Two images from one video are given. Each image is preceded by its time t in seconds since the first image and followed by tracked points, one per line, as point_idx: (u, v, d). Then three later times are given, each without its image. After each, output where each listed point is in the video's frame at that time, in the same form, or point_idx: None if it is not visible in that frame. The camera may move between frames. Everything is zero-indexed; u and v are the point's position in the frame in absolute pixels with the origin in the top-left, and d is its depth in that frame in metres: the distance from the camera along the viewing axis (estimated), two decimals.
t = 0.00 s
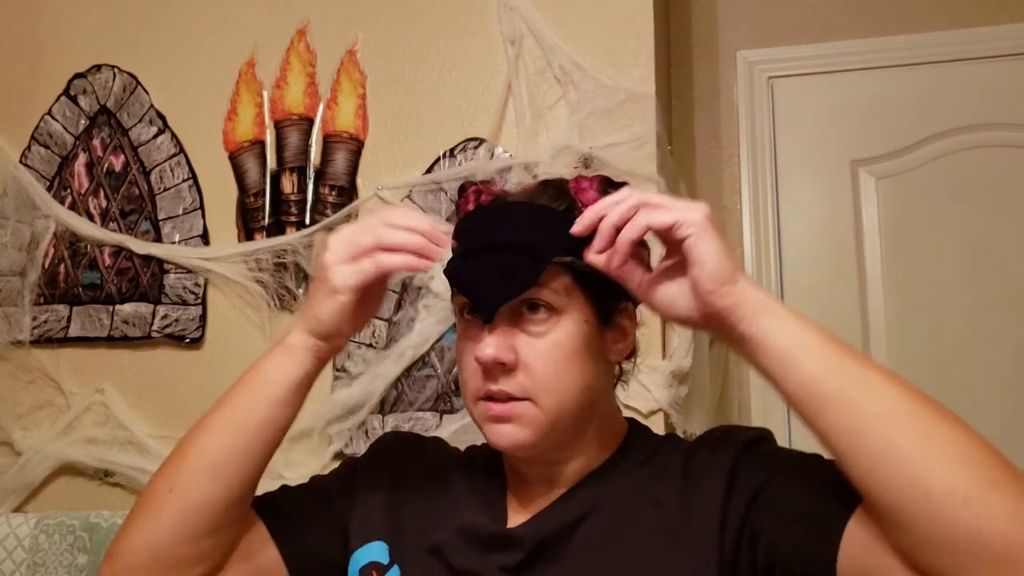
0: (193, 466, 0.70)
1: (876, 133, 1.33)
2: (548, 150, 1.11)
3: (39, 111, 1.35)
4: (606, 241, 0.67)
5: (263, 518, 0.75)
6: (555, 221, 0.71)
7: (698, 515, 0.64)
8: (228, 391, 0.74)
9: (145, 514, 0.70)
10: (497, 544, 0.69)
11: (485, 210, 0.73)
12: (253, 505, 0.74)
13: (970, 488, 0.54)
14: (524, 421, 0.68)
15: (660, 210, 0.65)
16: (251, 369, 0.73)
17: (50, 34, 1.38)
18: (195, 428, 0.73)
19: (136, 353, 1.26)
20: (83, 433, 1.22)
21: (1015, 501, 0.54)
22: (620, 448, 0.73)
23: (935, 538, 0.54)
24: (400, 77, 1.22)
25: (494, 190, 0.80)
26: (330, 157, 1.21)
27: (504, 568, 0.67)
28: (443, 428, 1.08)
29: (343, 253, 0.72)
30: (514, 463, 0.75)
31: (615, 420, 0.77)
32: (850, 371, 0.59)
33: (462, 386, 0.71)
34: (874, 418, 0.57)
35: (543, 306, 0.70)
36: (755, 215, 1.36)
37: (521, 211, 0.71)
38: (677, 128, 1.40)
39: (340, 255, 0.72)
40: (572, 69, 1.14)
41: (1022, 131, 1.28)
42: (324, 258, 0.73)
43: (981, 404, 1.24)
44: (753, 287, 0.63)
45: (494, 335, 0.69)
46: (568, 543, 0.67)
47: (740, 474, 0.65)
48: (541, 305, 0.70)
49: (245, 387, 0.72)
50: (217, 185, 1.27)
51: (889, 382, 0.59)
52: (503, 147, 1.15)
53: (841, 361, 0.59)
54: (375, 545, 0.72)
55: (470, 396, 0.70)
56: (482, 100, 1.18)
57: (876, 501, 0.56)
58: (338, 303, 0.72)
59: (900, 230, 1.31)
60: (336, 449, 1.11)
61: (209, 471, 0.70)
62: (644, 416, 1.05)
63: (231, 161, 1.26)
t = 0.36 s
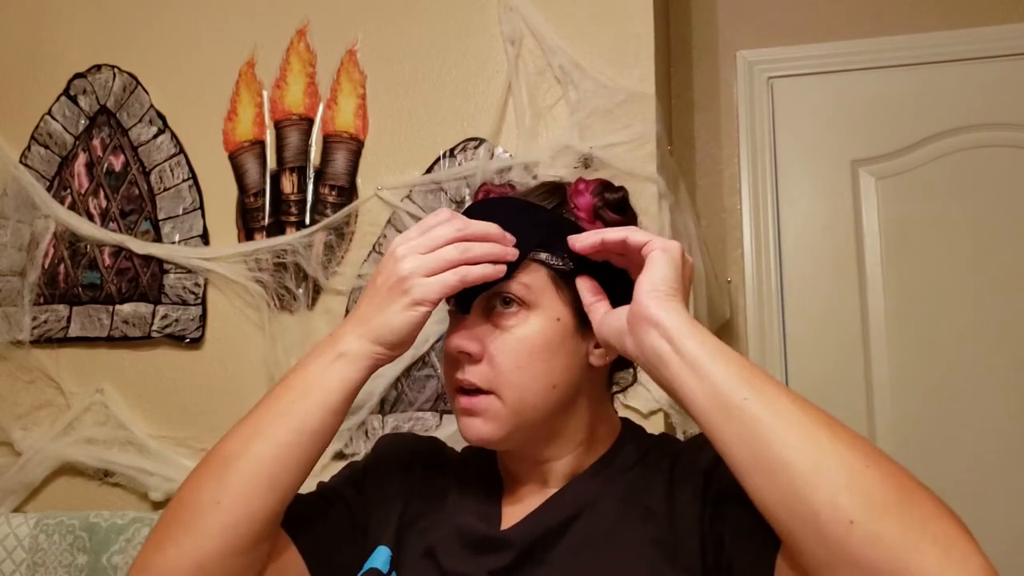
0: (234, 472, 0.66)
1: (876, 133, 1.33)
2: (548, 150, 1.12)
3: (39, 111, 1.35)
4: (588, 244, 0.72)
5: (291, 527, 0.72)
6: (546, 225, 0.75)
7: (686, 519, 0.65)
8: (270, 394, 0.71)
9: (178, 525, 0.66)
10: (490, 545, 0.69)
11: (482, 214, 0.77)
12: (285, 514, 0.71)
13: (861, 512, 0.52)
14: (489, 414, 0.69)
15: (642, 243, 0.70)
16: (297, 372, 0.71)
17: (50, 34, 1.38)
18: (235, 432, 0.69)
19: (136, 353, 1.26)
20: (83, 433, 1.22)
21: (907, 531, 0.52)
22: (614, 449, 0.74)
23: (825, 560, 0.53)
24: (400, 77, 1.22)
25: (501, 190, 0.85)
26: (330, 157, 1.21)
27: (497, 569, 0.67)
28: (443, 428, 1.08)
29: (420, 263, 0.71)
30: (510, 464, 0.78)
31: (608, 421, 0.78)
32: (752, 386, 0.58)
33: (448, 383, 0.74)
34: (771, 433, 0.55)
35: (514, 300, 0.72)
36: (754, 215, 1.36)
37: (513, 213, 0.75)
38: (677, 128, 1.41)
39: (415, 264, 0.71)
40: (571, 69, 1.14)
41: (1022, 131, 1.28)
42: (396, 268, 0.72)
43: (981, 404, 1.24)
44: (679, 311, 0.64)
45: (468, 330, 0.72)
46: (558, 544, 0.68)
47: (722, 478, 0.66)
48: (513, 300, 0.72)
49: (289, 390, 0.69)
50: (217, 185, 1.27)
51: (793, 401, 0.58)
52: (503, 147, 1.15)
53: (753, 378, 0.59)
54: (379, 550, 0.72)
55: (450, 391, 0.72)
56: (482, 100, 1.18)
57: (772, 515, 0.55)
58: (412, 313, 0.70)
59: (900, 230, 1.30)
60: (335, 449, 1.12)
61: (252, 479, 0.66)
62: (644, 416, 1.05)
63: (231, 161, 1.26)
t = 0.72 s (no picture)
0: (215, 479, 0.66)
1: (876, 133, 1.33)
2: (548, 150, 1.12)
3: (39, 111, 1.35)
4: (547, 248, 0.73)
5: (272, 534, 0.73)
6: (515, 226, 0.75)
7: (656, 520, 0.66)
8: (247, 402, 0.71)
9: (160, 535, 0.66)
10: (466, 547, 0.69)
11: (452, 218, 0.78)
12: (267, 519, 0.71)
13: (778, 516, 0.52)
14: (455, 419, 0.70)
15: (599, 250, 0.73)
16: (273, 379, 0.71)
17: (51, 34, 1.38)
18: (214, 441, 0.69)
19: (136, 353, 1.26)
20: (83, 433, 1.22)
21: (824, 535, 0.52)
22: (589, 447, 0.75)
23: (746, 564, 0.53)
24: (401, 76, 1.22)
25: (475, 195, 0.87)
26: (330, 157, 1.21)
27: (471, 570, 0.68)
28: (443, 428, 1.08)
29: (391, 270, 0.72)
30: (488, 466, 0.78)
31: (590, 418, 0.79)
32: (685, 389, 0.59)
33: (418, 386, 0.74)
34: (696, 434, 0.56)
35: (480, 307, 0.72)
36: (755, 215, 1.36)
37: (481, 214, 0.75)
38: (677, 128, 1.41)
39: (387, 271, 0.72)
40: (571, 69, 1.14)
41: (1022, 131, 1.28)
42: (370, 274, 0.73)
43: (981, 405, 1.24)
44: (618, 315, 0.65)
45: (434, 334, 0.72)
46: (534, 544, 0.68)
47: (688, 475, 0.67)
48: (478, 307, 0.72)
49: (267, 396, 0.70)
50: (217, 185, 1.27)
51: (720, 404, 0.58)
52: (503, 147, 1.15)
53: (684, 382, 0.60)
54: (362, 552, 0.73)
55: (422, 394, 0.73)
56: (482, 99, 1.18)
57: (697, 519, 0.56)
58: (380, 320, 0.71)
59: (900, 230, 1.30)
60: (335, 449, 1.12)
61: (234, 484, 0.66)
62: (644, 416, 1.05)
63: (231, 161, 1.26)
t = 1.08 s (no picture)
0: (215, 504, 0.66)
1: (875, 133, 1.33)
2: (548, 150, 1.12)
3: (39, 111, 1.35)
4: (520, 239, 0.73)
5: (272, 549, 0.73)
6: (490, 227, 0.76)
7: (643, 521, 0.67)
8: (246, 424, 0.71)
9: (162, 560, 0.66)
10: (455, 549, 0.69)
11: (415, 225, 0.78)
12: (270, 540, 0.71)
13: (765, 484, 0.53)
14: (441, 422, 0.71)
15: (574, 238, 0.73)
16: (271, 400, 0.71)
17: (51, 34, 1.38)
18: (213, 464, 0.69)
19: (136, 353, 1.26)
20: (83, 433, 1.22)
21: (812, 501, 0.52)
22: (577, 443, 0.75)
23: (737, 536, 0.54)
24: (401, 77, 1.22)
25: (433, 202, 0.85)
26: (330, 157, 1.21)
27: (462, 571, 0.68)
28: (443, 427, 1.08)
29: (391, 286, 0.72)
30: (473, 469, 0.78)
31: (578, 417, 0.80)
32: (669, 367, 0.59)
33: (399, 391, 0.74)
34: (681, 409, 0.57)
35: (454, 309, 0.72)
36: (755, 215, 1.36)
37: (450, 218, 0.76)
38: (677, 128, 1.41)
39: (387, 287, 0.72)
40: (571, 70, 1.14)
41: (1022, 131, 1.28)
42: (370, 291, 0.73)
43: (981, 404, 1.24)
44: (601, 298, 0.66)
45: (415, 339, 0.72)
46: (522, 542, 0.68)
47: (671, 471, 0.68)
48: (453, 308, 0.73)
49: (267, 418, 0.70)
50: (217, 185, 1.27)
51: (705, 378, 0.59)
52: (503, 147, 1.15)
53: (668, 359, 0.60)
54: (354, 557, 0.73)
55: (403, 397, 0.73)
56: (482, 99, 1.18)
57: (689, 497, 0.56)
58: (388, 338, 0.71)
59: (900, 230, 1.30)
60: (336, 449, 1.12)
61: (234, 508, 0.66)
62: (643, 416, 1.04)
63: (231, 161, 1.26)
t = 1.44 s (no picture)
0: (205, 522, 0.65)
1: (875, 133, 1.33)
2: (548, 150, 1.12)
3: (39, 111, 1.35)
4: (508, 234, 0.74)
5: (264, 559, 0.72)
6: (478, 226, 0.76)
7: (635, 514, 0.66)
8: (230, 439, 0.70)
9: None
10: (448, 551, 0.70)
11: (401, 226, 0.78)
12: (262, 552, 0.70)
13: (772, 442, 0.53)
14: (433, 422, 0.70)
15: (558, 229, 0.72)
16: (257, 410, 0.71)
17: (51, 34, 1.38)
18: (198, 481, 0.68)
19: (136, 353, 1.26)
20: (83, 433, 1.22)
21: (821, 457, 0.52)
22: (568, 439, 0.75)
23: (746, 499, 0.53)
24: (401, 77, 1.22)
25: (416, 203, 0.86)
26: (330, 157, 1.21)
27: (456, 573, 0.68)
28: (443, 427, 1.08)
29: (347, 276, 0.72)
30: (464, 471, 0.78)
31: (569, 416, 0.80)
32: (667, 340, 0.59)
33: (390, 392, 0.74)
34: (682, 379, 0.56)
35: (441, 308, 0.74)
36: (755, 215, 1.36)
37: (436, 219, 0.76)
38: (677, 128, 1.41)
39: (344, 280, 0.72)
40: (572, 69, 1.14)
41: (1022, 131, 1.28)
42: (330, 288, 0.73)
43: (981, 404, 1.24)
44: (592, 279, 0.65)
45: (402, 339, 0.73)
46: (515, 542, 0.68)
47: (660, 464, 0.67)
48: (439, 308, 0.74)
49: (252, 431, 0.69)
50: (217, 185, 1.27)
51: (703, 348, 0.59)
52: (503, 147, 1.15)
53: (663, 335, 0.60)
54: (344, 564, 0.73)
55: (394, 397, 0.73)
56: (483, 99, 1.18)
57: (695, 466, 0.55)
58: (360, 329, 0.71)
59: (900, 230, 1.30)
60: (335, 449, 1.11)
61: (226, 523, 0.65)
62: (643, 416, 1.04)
63: (231, 161, 1.26)
